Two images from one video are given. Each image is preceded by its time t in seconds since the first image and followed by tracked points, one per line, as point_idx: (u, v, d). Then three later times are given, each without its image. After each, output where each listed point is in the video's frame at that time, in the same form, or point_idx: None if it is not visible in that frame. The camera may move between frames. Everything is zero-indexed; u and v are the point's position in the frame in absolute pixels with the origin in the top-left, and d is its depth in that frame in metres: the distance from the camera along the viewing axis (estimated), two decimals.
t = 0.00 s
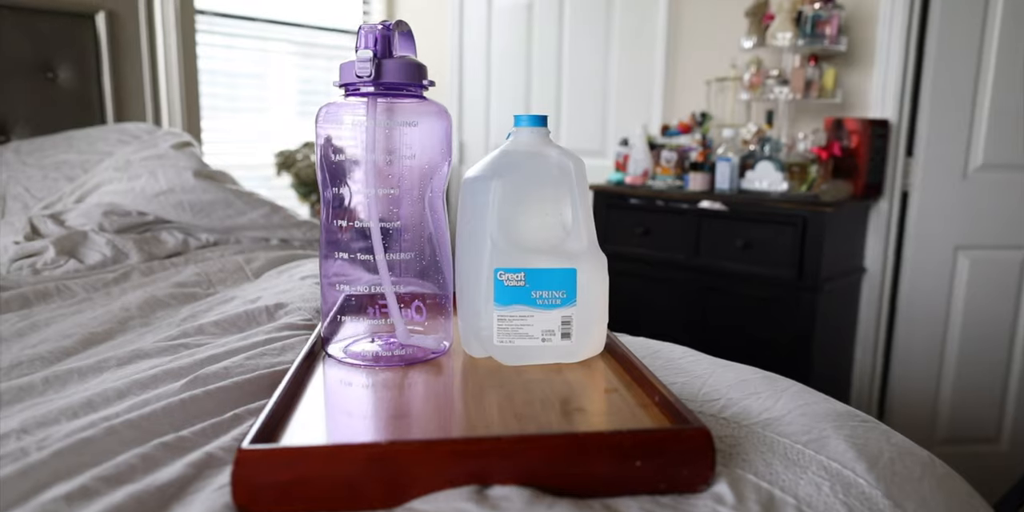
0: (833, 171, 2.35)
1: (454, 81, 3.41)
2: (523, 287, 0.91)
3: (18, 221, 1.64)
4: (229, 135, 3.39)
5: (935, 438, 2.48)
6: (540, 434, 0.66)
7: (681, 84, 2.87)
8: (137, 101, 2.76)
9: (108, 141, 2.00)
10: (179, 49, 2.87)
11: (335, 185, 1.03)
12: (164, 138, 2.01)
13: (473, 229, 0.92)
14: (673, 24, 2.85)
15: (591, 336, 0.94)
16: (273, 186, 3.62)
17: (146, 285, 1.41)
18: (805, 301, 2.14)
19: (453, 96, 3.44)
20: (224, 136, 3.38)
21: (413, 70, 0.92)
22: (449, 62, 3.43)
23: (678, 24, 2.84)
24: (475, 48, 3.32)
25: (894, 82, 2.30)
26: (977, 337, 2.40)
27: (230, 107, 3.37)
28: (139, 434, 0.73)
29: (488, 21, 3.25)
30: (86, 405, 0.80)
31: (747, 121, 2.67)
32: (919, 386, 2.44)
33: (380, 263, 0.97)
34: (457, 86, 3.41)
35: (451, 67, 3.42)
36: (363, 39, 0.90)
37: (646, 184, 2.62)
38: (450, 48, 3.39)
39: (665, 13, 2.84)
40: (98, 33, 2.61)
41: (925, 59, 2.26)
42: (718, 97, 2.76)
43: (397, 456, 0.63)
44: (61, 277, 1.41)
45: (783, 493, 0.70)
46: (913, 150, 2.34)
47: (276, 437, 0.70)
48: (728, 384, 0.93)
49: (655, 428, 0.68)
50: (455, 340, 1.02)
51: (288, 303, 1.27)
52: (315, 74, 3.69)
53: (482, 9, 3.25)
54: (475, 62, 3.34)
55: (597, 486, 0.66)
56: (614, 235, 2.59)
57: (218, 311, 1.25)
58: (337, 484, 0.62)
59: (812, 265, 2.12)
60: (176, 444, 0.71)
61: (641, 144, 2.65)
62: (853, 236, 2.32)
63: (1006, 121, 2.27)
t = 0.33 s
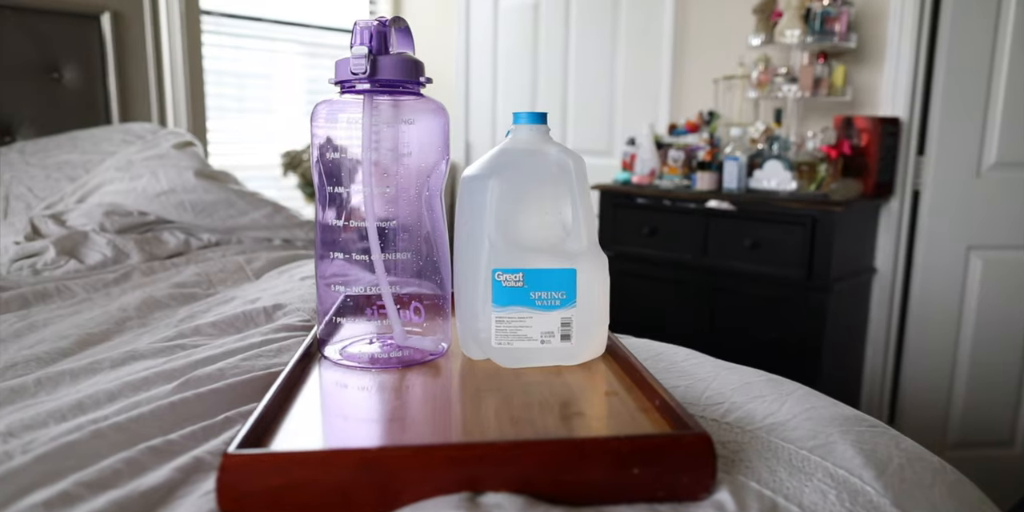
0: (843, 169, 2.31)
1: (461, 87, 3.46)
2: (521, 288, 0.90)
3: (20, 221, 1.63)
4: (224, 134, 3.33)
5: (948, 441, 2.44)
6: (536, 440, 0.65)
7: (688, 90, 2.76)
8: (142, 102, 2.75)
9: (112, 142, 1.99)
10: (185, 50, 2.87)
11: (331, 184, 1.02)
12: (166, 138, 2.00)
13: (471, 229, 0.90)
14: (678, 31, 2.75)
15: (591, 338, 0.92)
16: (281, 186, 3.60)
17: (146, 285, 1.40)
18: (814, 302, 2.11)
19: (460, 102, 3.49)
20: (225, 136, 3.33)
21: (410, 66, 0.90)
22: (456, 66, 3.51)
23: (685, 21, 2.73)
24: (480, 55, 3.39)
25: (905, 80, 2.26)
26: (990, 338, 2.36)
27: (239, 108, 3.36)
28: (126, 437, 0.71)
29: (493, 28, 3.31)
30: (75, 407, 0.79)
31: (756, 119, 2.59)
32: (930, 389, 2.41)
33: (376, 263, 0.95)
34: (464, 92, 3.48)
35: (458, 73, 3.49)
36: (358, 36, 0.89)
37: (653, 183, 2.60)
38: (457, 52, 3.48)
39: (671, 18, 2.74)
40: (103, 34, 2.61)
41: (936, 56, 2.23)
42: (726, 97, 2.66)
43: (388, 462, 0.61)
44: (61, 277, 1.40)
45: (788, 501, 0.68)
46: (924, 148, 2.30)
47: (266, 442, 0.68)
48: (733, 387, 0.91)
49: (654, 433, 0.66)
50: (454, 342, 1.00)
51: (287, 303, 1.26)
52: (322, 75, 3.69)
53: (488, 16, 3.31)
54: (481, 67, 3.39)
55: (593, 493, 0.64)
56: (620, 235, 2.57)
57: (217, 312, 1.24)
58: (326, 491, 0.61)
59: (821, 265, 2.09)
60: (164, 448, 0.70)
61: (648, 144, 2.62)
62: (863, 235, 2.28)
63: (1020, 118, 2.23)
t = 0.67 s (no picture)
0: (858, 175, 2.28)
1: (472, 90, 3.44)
2: (524, 299, 0.87)
3: (26, 226, 1.63)
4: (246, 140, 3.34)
5: (965, 453, 2.38)
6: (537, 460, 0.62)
7: (701, 92, 2.74)
8: (153, 106, 2.76)
9: (120, 146, 1.99)
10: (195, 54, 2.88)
11: (331, 191, 1.00)
12: (173, 143, 2.00)
13: (472, 237, 0.88)
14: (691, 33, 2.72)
15: (597, 350, 0.89)
16: (297, 191, 3.60)
17: (149, 292, 1.39)
18: (828, 310, 2.07)
19: (471, 105, 3.48)
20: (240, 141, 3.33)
21: (411, 71, 0.88)
22: (467, 70, 3.49)
23: (698, 26, 2.71)
24: (491, 58, 3.37)
25: (923, 83, 2.22)
26: (1010, 348, 2.30)
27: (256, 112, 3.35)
28: (117, 452, 0.70)
29: (504, 30, 3.29)
30: (67, 419, 0.77)
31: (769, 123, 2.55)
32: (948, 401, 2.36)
33: (377, 271, 0.92)
34: (475, 94, 3.46)
35: (469, 74, 3.47)
36: (358, 40, 0.87)
37: (665, 188, 2.56)
38: (469, 55, 3.46)
39: (683, 23, 2.71)
40: (114, 38, 2.61)
41: (955, 58, 2.19)
42: (740, 101, 2.64)
43: (382, 482, 0.59)
44: (65, 283, 1.39)
45: None
46: (942, 153, 2.26)
47: (258, 460, 0.66)
48: (742, 402, 0.88)
49: (659, 454, 0.64)
50: (457, 353, 0.98)
51: (290, 311, 1.24)
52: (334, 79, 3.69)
53: (500, 19, 3.29)
54: (492, 69, 3.37)
55: None
56: (632, 240, 2.54)
57: (219, 320, 1.22)
58: None
59: (836, 273, 2.05)
60: (154, 463, 0.68)
61: (660, 148, 2.58)
62: (879, 241, 2.24)
63: None
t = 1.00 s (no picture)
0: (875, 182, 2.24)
1: (482, 99, 3.43)
2: (536, 314, 0.84)
3: (31, 238, 1.61)
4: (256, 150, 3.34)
5: (987, 466, 2.32)
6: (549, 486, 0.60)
7: (714, 98, 2.69)
8: (162, 115, 2.75)
9: (128, 157, 1.98)
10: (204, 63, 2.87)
11: (337, 202, 0.96)
12: (180, 153, 1.99)
13: (482, 250, 0.86)
14: (704, 42, 2.69)
15: (611, 367, 0.86)
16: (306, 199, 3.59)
17: (155, 305, 1.37)
18: (845, 320, 2.03)
19: (481, 114, 3.46)
20: (251, 151, 3.32)
21: (419, 80, 0.86)
22: (477, 79, 3.48)
23: (711, 32, 2.67)
24: (502, 67, 3.36)
25: (941, 88, 2.18)
26: None
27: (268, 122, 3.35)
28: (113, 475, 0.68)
29: (515, 40, 3.27)
30: (64, 440, 0.75)
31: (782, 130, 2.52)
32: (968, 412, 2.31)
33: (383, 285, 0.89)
34: (485, 102, 3.45)
35: (479, 83, 3.46)
36: (365, 48, 0.85)
37: (677, 196, 2.53)
38: (479, 63, 3.45)
39: (695, 32, 2.69)
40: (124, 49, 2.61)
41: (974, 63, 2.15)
42: (754, 106, 2.58)
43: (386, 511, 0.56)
44: (70, 295, 1.37)
45: None
46: (961, 160, 2.22)
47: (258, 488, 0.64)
48: (763, 421, 0.85)
49: (676, 480, 0.61)
50: (466, 369, 0.95)
51: (296, 325, 1.22)
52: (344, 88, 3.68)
53: (510, 28, 3.28)
54: (502, 78, 3.36)
55: None
56: (643, 249, 2.50)
57: (224, 334, 1.20)
58: None
59: (853, 282, 2.01)
60: (150, 488, 0.66)
61: (672, 156, 2.55)
62: (897, 249, 2.19)
63: None
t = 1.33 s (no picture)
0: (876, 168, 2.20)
1: (477, 82, 3.37)
2: (533, 301, 0.80)
3: (10, 223, 1.57)
4: (247, 134, 3.28)
5: (985, 456, 2.30)
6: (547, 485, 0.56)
7: (713, 82, 2.65)
8: (150, 98, 2.69)
9: (113, 140, 1.92)
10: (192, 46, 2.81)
11: (324, 184, 0.91)
12: (166, 136, 1.93)
13: (477, 233, 0.82)
14: (703, 26, 2.64)
15: (612, 356, 0.82)
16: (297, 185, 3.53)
17: (138, 291, 1.32)
18: (846, 308, 1.99)
19: (476, 98, 3.41)
20: (242, 135, 3.26)
21: (410, 54, 0.81)
22: (472, 63, 3.42)
23: (711, 15, 2.62)
24: (497, 50, 3.29)
25: (945, 72, 2.14)
26: None
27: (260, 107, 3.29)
28: (84, 473, 0.64)
29: (510, 23, 3.21)
30: (33, 434, 0.71)
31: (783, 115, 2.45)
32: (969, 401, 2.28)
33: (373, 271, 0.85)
34: (480, 86, 3.39)
35: (474, 67, 3.40)
36: (352, 20, 0.80)
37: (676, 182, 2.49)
38: (474, 46, 3.38)
39: (694, 16, 2.64)
40: (110, 30, 2.55)
41: (979, 47, 2.11)
42: (754, 93, 2.54)
43: None
44: (50, 281, 1.32)
45: None
46: (964, 145, 2.18)
47: (237, 488, 0.60)
48: (770, 414, 0.81)
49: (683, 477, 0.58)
50: (460, 358, 0.91)
51: (284, 313, 1.18)
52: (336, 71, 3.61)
53: (505, 10, 3.21)
54: (497, 61, 3.30)
55: None
56: (641, 235, 2.46)
57: (209, 321, 1.16)
58: None
59: (854, 270, 1.98)
60: (123, 485, 0.63)
61: (671, 141, 2.51)
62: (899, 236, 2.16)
63: None
